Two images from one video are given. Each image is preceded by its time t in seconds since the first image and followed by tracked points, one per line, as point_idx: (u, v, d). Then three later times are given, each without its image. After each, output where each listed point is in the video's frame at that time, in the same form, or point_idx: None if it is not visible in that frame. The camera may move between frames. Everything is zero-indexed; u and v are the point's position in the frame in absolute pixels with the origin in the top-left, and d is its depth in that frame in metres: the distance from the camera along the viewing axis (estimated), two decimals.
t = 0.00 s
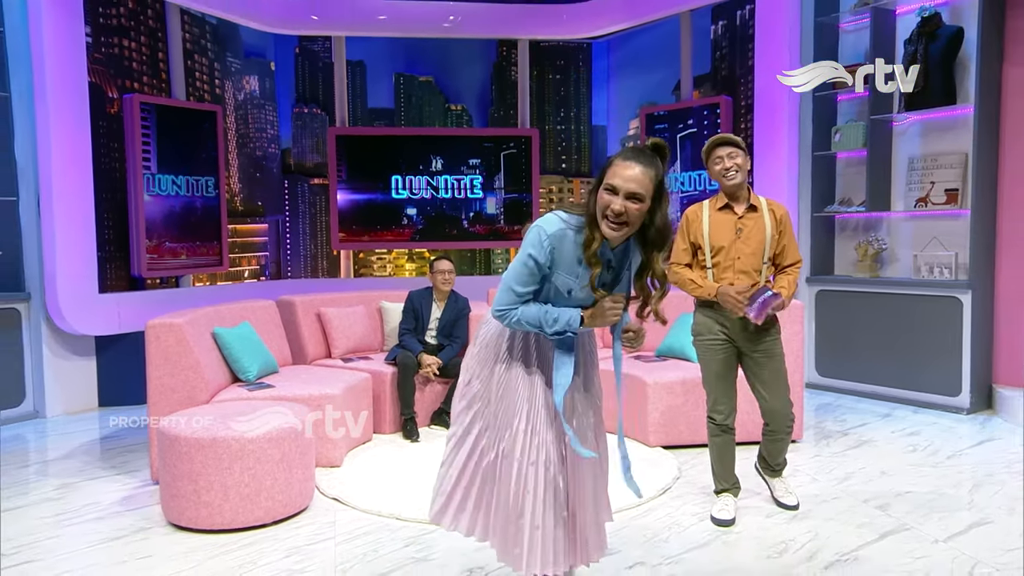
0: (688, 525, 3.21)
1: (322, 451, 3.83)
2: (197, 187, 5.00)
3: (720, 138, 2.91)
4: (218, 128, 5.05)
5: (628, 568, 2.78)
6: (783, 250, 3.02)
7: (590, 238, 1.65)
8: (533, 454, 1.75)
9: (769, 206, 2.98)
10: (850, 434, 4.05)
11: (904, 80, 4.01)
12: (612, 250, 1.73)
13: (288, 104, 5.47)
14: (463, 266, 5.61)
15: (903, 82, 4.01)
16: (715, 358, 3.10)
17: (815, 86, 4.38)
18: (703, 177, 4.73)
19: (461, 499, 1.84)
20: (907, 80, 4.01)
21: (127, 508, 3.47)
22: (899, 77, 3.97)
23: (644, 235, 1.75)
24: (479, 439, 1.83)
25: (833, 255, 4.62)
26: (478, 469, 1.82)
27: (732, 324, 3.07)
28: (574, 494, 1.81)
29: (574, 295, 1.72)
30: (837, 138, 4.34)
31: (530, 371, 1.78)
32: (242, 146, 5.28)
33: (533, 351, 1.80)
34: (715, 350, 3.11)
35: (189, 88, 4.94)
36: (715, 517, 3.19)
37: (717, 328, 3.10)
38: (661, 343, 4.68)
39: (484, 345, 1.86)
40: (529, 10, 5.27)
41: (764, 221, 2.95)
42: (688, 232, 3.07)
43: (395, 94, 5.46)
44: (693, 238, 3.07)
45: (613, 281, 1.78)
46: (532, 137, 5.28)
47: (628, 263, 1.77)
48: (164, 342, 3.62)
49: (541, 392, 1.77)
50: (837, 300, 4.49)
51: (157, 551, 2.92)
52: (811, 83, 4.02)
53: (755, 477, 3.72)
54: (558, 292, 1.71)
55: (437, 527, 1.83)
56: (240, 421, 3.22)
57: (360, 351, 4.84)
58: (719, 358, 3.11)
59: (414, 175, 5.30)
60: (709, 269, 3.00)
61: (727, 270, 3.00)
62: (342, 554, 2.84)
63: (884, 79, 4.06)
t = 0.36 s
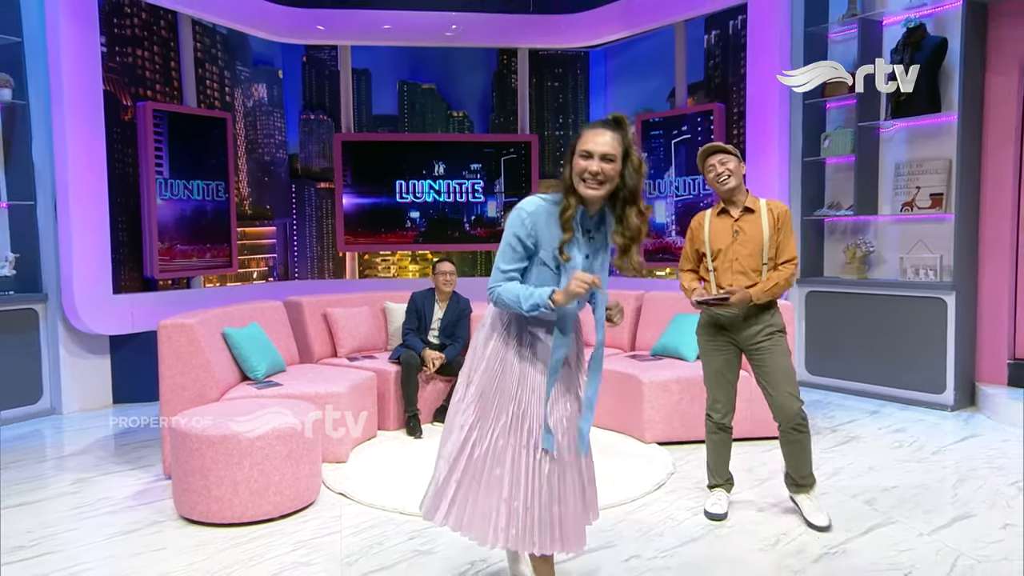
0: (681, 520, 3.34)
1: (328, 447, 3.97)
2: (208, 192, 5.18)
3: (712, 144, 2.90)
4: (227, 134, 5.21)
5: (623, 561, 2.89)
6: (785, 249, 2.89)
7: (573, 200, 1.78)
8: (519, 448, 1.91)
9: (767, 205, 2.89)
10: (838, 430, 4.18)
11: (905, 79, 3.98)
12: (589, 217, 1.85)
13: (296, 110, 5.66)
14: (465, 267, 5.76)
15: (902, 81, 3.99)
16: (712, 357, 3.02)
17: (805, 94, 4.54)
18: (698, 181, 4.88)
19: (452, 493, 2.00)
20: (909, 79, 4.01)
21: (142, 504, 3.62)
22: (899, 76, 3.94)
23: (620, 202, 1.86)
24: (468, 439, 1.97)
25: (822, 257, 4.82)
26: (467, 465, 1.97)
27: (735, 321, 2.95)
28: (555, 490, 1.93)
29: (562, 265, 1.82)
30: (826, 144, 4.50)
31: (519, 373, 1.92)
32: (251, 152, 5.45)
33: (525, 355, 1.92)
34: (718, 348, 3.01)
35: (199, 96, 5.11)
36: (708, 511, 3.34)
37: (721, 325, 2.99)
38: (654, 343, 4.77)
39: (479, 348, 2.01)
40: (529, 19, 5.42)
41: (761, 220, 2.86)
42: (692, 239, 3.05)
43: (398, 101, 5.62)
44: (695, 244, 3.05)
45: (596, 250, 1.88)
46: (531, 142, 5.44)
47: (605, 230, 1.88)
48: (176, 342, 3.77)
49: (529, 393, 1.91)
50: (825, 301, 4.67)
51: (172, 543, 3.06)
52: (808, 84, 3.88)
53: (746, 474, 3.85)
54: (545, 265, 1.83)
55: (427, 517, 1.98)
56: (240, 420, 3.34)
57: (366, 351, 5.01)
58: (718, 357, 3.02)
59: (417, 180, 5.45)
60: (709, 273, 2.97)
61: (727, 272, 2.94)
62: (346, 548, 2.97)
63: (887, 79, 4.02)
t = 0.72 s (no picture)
0: (677, 513, 3.38)
1: (335, 444, 4.09)
2: (219, 196, 5.33)
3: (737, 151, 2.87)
4: (237, 140, 5.36)
5: (621, 554, 2.92)
6: (818, 249, 2.85)
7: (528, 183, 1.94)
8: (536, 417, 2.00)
9: (795, 209, 2.86)
10: (831, 427, 4.28)
11: (905, 79, 4.19)
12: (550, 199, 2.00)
13: (304, 117, 5.83)
14: (467, 269, 5.96)
15: (903, 82, 4.19)
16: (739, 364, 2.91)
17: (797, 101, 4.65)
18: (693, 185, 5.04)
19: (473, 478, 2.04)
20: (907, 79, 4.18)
21: (155, 497, 3.71)
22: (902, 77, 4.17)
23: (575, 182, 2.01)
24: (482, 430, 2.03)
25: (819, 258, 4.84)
26: (488, 453, 2.03)
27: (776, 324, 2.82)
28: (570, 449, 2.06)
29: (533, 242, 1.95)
30: (817, 149, 4.59)
31: (522, 353, 2.00)
32: (261, 157, 5.61)
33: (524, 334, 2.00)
34: (749, 358, 2.89)
35: (212, 103, 5.27)
36: (703, 506, 3.36)
37: (760, 332, 2.84)
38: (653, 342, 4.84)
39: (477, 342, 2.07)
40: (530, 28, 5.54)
41: (794, 221, 2.81)
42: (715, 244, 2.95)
43: (403, 107, 5.77)
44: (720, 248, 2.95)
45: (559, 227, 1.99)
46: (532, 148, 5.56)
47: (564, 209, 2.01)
48: (189, 341, 3.93)
49: (541, 368, 1.99)
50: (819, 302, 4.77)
51: (183, 537, 3.13)
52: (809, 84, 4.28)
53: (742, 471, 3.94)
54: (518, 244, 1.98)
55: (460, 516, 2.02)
56: (241, 418, 3.38)
57: (371, 349, 5.17)
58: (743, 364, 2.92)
59: (421, 184, 5.62)
60: (744, 276, 2.84)
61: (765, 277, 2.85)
62: (353, 541, 3.05)
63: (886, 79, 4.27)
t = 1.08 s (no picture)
0: (672, 508, 3.45)
1: (341, 441, 4.21)
2: (230, 201, 5.51)
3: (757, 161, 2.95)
4: (248, 147, 5.55)
5: (618, 548, 3.00)
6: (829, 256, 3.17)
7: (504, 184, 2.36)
8: (526, 393, 2.32)
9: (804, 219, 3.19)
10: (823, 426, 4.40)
11: (904, 78, 4.28)
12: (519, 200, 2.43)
13: (312, 124, 6.00)
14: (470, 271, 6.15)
15: (902, 81, 4.27)
16: (779, 362, 3.04)
17: (788, 110, 4.80)
18: (687, 191, 5.22)
19: (483, 457, 2.32)
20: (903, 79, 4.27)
21: (169, 491, 3.82)
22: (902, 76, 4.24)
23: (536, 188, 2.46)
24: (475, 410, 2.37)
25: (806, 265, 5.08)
26: (493, 434, 2.33)
27: (807, 322, 3.04)
28: (562, 421, 2.35)
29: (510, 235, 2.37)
30: (808, 157, 4.72)
31: (506, 339, 2.36)
32: (271, 163, 5.79)
33: (507, 322, 2.37)
34: (785, 356, 3.04)
35: (224, 111, 5.44)
36: (699, 502, 3.43)
37: (796, 330, 3.03)
38: (649, 343, 4.99)
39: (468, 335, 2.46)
40: (531, 38, 5.73)
41: (812, 229, 3.11)
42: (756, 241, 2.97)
43: (408, 115, 5.95)
44: (760, 247, 3.00)
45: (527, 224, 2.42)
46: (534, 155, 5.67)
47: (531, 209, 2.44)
48: (202, 342, 4.12)
49: (522, 351, 2.35)
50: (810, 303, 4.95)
51: (197, 531, 3.25)
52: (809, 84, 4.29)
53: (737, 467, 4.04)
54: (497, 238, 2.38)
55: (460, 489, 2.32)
56: (240, 417, 3.47)
57: (377, 349, 5.36)
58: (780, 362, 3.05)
59: (425, 189, 5.84)
60: (778, 275, 3.03)
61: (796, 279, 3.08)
62: (361, 535, 3.15)
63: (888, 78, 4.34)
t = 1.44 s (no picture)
0: (667, 504, 3.57)
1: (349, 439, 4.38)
2: (242, 207, 5.70)
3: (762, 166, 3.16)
4: (260, 154, 5.75)
5: (616, 543, 3.11)
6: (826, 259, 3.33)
7: (504, 195, 2.60)
8: (536, 385, 2.64)
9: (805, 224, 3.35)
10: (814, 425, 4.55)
11: (904, 78, 3.91)
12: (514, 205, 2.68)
13: (321, 132, 6.20)
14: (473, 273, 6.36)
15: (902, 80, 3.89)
16: (776, 359, 3.20)
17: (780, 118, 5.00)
18: (683, 197, 5.40)
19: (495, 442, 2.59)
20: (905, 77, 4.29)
21: (185, 486, 3.97)
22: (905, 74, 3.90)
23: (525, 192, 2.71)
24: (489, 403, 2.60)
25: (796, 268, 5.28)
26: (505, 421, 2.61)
27: (802, 323, 3.21)
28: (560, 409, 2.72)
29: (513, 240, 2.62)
30: (799, 164, 4.92)
31: (517, 337, 2.63)
32: (282, 170, 6.00)
33: (518, 321, 2.63)
34: (780, 354, 3.20)
35: (237, 120, 5.65)
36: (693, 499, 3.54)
37: (790, 330, 3.21)
38: (645, 344, 5.16)
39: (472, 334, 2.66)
40: (532, 50, 5.94)
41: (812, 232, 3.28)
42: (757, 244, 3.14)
43: (413, 122, 6.14)
44: (760, 247, 3.16)
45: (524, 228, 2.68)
46: (534, 161, 5.87)
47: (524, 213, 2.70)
48: (216, 343, 4.30)
49: (531, 347, 2.65)
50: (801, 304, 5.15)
51: (213, 525, 3.40)
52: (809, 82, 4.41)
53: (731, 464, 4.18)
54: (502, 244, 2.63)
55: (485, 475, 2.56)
56: (241, 417, 3.60)
57: (383, 350, 5.56)
58: (777, 360, 3.21)
59: (429, 194, 6.07)
60: (776, 277, 3.20)
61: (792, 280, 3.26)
62: (369, 529, 3.29)
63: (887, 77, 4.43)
